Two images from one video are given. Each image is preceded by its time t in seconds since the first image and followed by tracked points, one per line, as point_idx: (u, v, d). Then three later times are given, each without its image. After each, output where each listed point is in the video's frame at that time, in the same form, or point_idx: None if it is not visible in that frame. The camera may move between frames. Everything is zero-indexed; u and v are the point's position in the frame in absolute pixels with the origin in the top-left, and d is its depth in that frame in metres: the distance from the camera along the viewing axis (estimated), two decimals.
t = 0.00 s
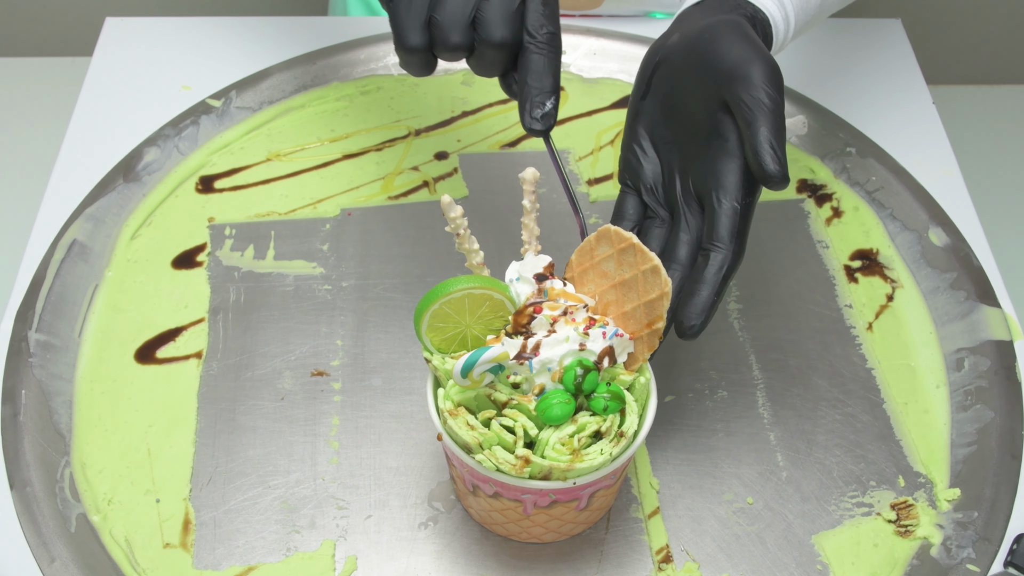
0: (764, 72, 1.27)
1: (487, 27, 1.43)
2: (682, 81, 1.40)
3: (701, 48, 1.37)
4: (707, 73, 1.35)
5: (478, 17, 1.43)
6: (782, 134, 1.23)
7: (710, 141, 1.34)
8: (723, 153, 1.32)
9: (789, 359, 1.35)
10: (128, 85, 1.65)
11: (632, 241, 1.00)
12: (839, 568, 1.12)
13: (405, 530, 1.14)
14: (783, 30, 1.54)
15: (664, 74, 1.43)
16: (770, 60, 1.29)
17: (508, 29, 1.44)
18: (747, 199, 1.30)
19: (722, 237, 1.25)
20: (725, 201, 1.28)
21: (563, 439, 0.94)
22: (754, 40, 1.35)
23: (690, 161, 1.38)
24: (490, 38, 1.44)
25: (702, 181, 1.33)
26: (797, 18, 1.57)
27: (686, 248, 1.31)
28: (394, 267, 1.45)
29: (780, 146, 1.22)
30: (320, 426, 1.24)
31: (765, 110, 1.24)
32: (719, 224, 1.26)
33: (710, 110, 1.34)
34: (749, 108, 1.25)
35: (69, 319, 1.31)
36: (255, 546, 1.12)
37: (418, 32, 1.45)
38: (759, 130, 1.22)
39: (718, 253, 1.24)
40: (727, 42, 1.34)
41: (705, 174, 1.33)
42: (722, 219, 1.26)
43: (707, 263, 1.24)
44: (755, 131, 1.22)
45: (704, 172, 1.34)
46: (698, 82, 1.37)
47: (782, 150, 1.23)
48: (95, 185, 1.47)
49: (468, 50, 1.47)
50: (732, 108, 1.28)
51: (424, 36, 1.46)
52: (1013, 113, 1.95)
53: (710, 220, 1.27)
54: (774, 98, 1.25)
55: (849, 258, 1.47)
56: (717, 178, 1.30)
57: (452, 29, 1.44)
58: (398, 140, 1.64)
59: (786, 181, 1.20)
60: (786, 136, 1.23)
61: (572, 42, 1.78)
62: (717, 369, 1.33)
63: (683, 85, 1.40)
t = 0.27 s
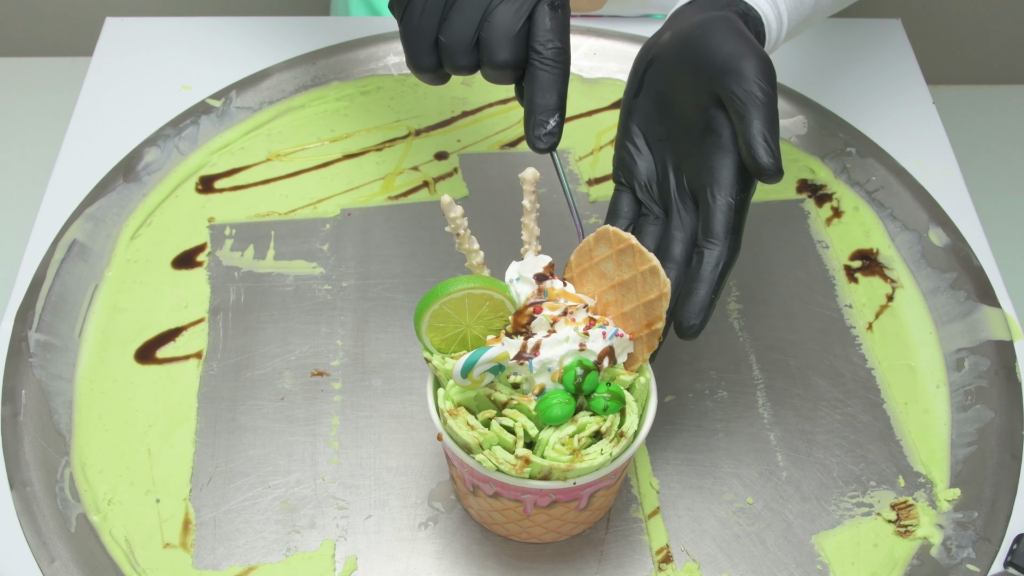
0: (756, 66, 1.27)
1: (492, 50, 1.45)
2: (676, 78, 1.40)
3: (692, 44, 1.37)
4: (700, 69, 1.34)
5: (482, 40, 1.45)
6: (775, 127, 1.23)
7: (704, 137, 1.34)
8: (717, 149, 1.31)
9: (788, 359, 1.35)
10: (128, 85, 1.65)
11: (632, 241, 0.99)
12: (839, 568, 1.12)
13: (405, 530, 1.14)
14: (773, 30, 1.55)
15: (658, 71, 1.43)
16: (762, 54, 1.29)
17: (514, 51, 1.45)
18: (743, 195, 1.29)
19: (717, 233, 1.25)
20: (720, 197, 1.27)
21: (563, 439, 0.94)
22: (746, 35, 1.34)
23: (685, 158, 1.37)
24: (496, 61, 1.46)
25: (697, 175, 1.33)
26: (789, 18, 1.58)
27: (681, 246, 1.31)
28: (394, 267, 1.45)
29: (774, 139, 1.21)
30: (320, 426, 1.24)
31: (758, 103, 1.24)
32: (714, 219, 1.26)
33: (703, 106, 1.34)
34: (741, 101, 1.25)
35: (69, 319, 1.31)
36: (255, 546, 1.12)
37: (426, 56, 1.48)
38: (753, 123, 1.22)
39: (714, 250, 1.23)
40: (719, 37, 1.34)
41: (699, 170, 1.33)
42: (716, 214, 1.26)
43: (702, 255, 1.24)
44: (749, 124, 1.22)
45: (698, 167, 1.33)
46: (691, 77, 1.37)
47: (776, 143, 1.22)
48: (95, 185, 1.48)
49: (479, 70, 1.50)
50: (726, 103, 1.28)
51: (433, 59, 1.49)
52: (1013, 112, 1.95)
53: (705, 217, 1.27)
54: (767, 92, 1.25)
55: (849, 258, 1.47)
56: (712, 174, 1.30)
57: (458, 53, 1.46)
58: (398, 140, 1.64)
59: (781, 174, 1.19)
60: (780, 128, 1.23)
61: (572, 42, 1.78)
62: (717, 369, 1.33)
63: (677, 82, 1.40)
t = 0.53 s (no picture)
0: (748, 63, 1.27)
1: (495, 71, 1.44)
2: (668, 75, 1.40)
3: (684, 41, 1.37)
4: (691, 66, 1.34)
5: (484, 62, 1.44)
6: (768, 124, 1.24)
7: (696, 135, 1.34)
8: (709, 146, 1.32)
9: (788, 359, 1.35)
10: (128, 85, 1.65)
11: (633, 241, 1.00)
12: (839, 568, 1.12)
13: (405, 530, 1.14)
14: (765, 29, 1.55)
15: (649, 69, 1.43)
16: (754, 51, 1.29)
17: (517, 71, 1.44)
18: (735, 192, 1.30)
19: (709, 231, 1.25)
20: (712, 195, 1.28)
21: (563, 439, 0.94)
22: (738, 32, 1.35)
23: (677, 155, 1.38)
24: (500, 81, 1.46)
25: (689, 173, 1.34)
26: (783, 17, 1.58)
27: (673, 244, 1.31)
28: (394, 267, 1.45)
29: (766, 137, 1.22)
30: (320, 426, 1.24)
31: (750, 100, 1.24)
32: (707, 217, 1.26)
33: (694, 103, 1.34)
34: (734, 99, 1.25)
35: (69, 319, 1.31)
36: (255, 546, 1.12)
37: (431, 77, 1.48)
38: (746, 121, 1.22)
39: (705, 248, 1.25)
40: (711, 33, 1.34)
41: (692, 168, 1.33)
42: (709, 213, 1.27)
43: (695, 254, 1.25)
44: (741, 121, 1.22)
45: (691, 166, 1.34)
46: (683, 74, 1.37)
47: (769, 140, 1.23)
48: (95, 185, 1.48)
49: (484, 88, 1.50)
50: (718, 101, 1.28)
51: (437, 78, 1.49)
52: (1013, 112, 1.95)
53: (698, 215, 1.28)
54: (759, 89, 1.25)
55: (849, 258, 1.47)
56: (704, 172, 1.30)
57: (462, 75, 1.46)
58: (398, 140, 1.64)
59: (774, 172, 1.20)
60: (772, 125, 1.23)
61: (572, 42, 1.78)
62: (717, 369, 1.33)
63: (669, 79, 1.40)
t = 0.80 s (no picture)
0: (750, 61, 1.27)
1: (494, 84, 1.45)
2: (668, 73, 1.40)
3: (685, 39, 1.37)
4: (692, 64, 1.34)
5: (481, 76, 1.45)
6: (769, 122, 1.24)
7: (695, 133, 1.34)
8: (708, 145, 1.31)
9: (788, 359, 1.35)
10: (128, 85, 1.65)
11: (632, 241, 1.00)
12: (839, 568, 1.12)
13: (405, 530, 1.14)
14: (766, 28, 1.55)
15: (651, 69, 1.43)
16: (755, 49, 1.29)
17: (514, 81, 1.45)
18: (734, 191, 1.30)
19: (706, 229, 1.25)
20: (710, 193, 1.27)
21: (563, 439, 0.94)
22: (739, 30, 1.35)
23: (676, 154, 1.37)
24: (500, 92, 1.46)
25: (688, 172, 1.33)
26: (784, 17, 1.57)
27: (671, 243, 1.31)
28: (394, 267, 1.45)
29: (767, 134, 1.22)
30: (320, 426, 1.24)
31: (752, 97, 1.24)
32: (705, 215, 1.26)
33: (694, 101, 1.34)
34: (734, 96, 1.25)
35: (69, 319, 1.31)
36: (255, 546, 1.12)
37: (436, 88, 1.52)
38: (747, 118, 1.22)
39: (703, 246, 1.24)
40: (712, 31, 1.33)
41: (691, 166, 1.33)
42: (707, 211, 1.26)
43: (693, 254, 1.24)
44: (742, 118, 1.22)
45: (690, 165, 1.33)
46: (683, 73, 1.37)
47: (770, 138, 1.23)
48: (95, 185, 1.47)
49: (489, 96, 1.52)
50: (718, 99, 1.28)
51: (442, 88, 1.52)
52: (1014, 112, 1.95)
53: (695, 214, 1.27)
54: (760, 87, 1.25)
55: (849, 258, 1.47)
56: (703, 170, 1.30)
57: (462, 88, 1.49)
58: (398, 140, 1.64)
59: (775, 170, 1.20)
60: (773, 123, 1.23)
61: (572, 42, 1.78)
62: (717, 369, 1.33)
63: (669, 78, 1.40)
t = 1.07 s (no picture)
0: (744, 61, 1.28)
1: (495, 73, 1.45)
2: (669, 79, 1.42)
3: (682, 46, 1.38)
4: (688, 67, 1.36)
5: (483, 64, 1.46)
6: (768, 118, 1.25)
7: (697, 136, 1.35)
8: (711, 149, 1.31)
9: (788, 359, 1.35)
10: (128, 86, 1.65)
11: (631, 243, 1.00)
12: (839, 568, 1.12)
13: (405, 530, 1.14)
14: (778, 32, 1.57)
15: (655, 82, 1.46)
16: (749, 49, 1.31)
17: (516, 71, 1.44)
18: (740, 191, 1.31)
19: (719, 232, 1.26)
20: (718, 197, 1.28)
21: (563, 439, 0.94)
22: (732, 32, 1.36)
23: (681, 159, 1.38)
24: (501, 81, 1.46)
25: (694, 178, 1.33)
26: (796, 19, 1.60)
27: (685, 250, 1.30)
28: (394, 267, 1.45)
29: (768, 130, 1.23)
30: (320, 426, 1.24)
31: (749, 95, 1.25)
32: (717, 218, 1.27)
33: (694, 104, 1.35)
34: (731, 96, 1.26)
35: (69, 320, 1.31)
36: (255, 546, 1.12)
37: (442, 76, 1.54)
38: (746, 115, 1.23)
39: (718, 250, 1.25)
40: (707, 35, 1.35)
41: (696, 172, 1.33)
42: (717, 216, 1.27)
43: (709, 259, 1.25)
44: (742, 116, 1.23)
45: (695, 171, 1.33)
46: (681, 77, 1.38)
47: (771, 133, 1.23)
48: (95, 185, 1.47)
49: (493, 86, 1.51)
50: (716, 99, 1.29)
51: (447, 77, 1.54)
52: (1014, 112, 1.95)
53: (706, 219, 1.29)
54: (757, 85, 1.26)
55: (849, 258, 1.47)
56: (708, 175, 1.30)
57: (464, 75, 1.49)
58: (398, 140, 1.64)
59: (781, 164, 1.20)
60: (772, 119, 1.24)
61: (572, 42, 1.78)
62: (717, 369, 1.33)
63: (670, 84, 1.41)
